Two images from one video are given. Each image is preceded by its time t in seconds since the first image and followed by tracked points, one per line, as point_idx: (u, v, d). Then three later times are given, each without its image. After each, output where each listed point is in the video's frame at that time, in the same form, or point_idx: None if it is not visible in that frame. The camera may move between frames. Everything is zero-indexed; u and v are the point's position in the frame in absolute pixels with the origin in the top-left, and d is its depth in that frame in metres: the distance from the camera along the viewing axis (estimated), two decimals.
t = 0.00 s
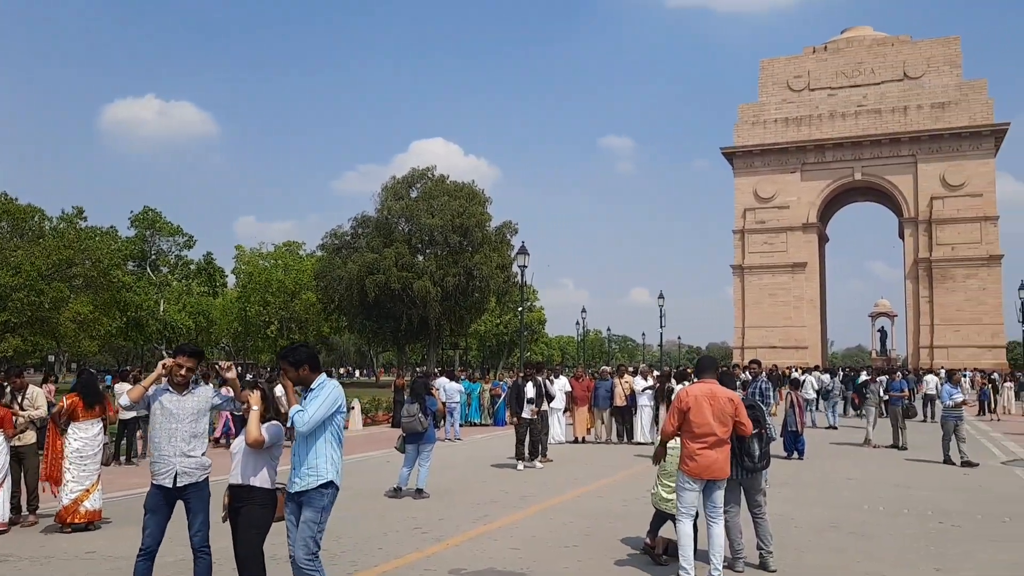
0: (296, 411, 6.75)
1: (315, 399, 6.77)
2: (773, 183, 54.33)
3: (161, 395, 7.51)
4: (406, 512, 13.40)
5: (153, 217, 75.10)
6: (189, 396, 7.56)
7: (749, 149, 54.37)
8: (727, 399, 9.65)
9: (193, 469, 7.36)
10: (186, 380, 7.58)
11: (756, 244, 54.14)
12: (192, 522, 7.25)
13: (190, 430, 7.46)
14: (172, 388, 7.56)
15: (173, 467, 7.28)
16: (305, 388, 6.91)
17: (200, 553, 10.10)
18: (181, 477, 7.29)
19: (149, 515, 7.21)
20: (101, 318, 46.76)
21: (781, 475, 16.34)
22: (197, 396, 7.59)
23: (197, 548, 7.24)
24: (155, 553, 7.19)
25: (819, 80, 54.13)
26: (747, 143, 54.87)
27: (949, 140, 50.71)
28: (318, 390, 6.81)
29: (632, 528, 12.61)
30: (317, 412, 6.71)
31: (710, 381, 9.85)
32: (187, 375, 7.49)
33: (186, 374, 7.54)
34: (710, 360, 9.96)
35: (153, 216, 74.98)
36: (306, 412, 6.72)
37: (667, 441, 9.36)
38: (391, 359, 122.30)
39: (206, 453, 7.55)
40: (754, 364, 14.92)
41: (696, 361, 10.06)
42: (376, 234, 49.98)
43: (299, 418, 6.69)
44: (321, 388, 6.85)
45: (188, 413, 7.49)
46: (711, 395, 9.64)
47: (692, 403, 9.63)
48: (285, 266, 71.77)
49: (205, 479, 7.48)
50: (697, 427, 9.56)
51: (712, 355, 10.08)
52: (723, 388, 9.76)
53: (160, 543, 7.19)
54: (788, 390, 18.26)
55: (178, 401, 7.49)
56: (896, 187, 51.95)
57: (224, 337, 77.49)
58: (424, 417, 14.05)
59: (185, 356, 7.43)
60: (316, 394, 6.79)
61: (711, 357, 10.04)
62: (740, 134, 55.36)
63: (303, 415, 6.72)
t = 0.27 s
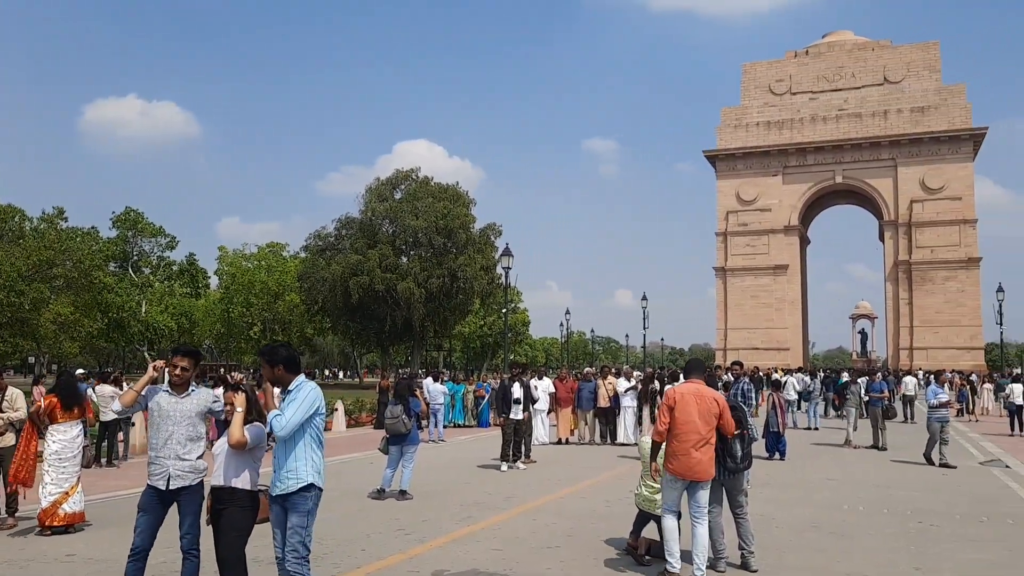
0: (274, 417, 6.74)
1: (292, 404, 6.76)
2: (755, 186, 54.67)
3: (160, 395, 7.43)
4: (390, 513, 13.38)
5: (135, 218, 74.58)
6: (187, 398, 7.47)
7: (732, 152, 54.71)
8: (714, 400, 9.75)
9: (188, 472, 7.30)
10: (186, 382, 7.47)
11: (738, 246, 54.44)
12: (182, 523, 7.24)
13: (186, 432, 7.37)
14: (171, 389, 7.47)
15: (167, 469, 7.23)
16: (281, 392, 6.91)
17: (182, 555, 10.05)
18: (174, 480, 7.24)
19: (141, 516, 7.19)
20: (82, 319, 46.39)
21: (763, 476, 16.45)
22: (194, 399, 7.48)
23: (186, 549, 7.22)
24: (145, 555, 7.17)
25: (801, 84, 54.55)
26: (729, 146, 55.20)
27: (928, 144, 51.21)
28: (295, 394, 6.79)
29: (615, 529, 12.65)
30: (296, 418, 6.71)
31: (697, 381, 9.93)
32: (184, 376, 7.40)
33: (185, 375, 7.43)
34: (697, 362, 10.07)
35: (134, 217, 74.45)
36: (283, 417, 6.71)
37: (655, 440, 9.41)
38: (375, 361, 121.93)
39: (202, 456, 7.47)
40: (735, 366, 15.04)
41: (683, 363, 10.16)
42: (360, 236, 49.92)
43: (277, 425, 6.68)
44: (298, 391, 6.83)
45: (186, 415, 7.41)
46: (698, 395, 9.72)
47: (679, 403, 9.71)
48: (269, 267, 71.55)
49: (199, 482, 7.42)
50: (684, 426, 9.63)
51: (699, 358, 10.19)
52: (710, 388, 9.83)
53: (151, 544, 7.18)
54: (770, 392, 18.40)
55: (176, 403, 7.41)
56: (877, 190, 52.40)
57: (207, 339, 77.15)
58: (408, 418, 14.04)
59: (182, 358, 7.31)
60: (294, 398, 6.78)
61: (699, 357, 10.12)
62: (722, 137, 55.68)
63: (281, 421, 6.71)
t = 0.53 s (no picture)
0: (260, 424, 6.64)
1: (277, 410, 6.67)
2: (739, 188, 54.87)
3: (145, 397, 7.35)
4: (372, 515, 13.30)
5: (115, 217, 73.90)
6: (174, 400, 7.39)
7: (715, 154, 54.89)
8: (694, 400, 9.79)
9: (172, 476, 7.20)
10: (173, 384, 7.41)
11: (722, 248, 54.61)
12: (164, 525, 7.16)
13: (171, 436, 7.28)
14: (157, 391, 7.40)
15: (151, 472, 7.13)
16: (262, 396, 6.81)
17: (161, 558, 9.94)
18: (157, 483, 7.14)
19: (123, 517, 7.09)
20: (61, 320, 45.85)
21: (745, 477, 16.47)
22: (181, 401, 7.40)
23: (167, 552, 7.13)
24: (127, 558, 7.07)
25: (784, 86, 54.80)
26: (713, 148, 55.37)
27: (910, 147, 51.57)
28: (281, 400, 6.71)
29: (599, 531, 12.64)
30: (283, 426, 6.63)
31: (676, 382, 9.98)
32: (171, 379, 7.32)
33: (172, 377, 7.35)
34: (675, 364, 10.14)
35: (114, 217, 73.78)
36: (270, 424, 6.62)
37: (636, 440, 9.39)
38: (358, 362, 121.68)
39: (188, 460, 7.37)
40: (718, 368, 15.06)
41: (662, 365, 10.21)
42: (343, 236, 49.72)
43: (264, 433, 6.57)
44: (281, 396, 6.76)
45: (171, 418, 7.32)
46: (678, 395, 9.77)
47: (659, 404, 9.75)
48: (250, 267, 71.21)
49: (184, 486, 7.31)
50: (665, 427, 9.64)
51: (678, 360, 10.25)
52: (690, 390, 9.89)
53: (133, 547, 7.08)
54: (752, 393, 18.44)
55: (162, 405, 7.34)
56: (859, 192, 52.72)
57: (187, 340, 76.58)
58: (390, 420, 13.95)
59: (168, 360, 7.23)
60: (279, 404, 6.70)
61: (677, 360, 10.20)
62: (706, 139, 55.85)
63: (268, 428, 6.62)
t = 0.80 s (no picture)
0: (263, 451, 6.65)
1: (270, 417, 6.74)
2: (723, 190, 55.11)
3: (123, 402, 7.30)
4: (355, 517, 13.29)
5: (96, 218, 73.32)
6: (152, 403, 7.35)
7: (699, 155, 55.10)
8: (666, 398, 10.11)
9: (152, 479, 7.16)
10: (152, 387, 7.36)
11: (706, 249, 54.82)
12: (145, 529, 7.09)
13: (150, 439, 7.22)
14: (135, 394, 7.35)
15: (132, 476, 7.09)
16: (247, 403, 6.80)
17: (142, 560, 9.89)
18: (138, 487, 7.10)
19: (104, 521, 7.05)
20: (41, 321, 45.43)
21: (728, 478, 16.54)
22: (159, 404, 7.36)
23: (149, 555, 7.06)
24: (109, 561, 7.05)
25: (768, 89, 55.10)
26: (697, 149, 55.59)
27: (892, 149, 51.97)
28: (274, 409, 6.79)
29: (583, 532, 12.66)
30: (283, 433, 6.74)
31: (649, 383, 10.29)
32: (149, 383, 7.28)
33: (151, 380, 7.31)
34: (647, 364, 10.46)
35: (96, 217, 73.20)
36: (269, 432, 6.70)
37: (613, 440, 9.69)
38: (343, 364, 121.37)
39: (167, 462, 7.32)
40: (702, 368, 15.14)
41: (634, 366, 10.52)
42: (326, 237, 49.58)
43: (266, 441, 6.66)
44: (270, 403, 6.82)
45: (150, 421, 7.27)
46: (650, 395, 10.09)
47: (633, 406, 10.04)
48: (233, 268, 70.96)
49: (164, 489, 7.26)
50: (641, 427, 9.96)
51: (650, 360, 10.57)
52: (662, 389, 10.21)
53: (115, 550, 7.06)
54: (735, 394, 18.53)
55: (140, 409, 7.29)
56: (842, 194, 53.06)
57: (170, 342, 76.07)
58: (374, 421, 13.93)
59: (147, 362, 7.19)
60: (274, 411, 6.78)
61: (649, 361, 10.49)
62: (690, 140, 56.07)
63: (268, 436, 6.70)
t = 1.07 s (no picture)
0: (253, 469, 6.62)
1: (253, 420, 6.75)
2: (707, 192, 55.38)
3: (96, 404, 7.26)
4: (340, 518, 13.27)
5: (79, 218, 72.78)
6: (125, 405, 7.32)
7: (684, 157, 55.36)
8: (639, 396, 10.42)
9: (128, 481, 7.12)
10: (125, 389, 7.33)
11: (691, 251, 55.06)
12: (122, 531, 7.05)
13: (124, 442, 7.20)
14: (107, 396, 7.30)
15: (107, 478, 7.05)
16: (230, 403, 6.81)
17: (127, 562, 9.85)
18: (114, 489, 7.05)
19: (80, 524, 6.99)
20: (24, 322, 45.05)
21: (712, 478, 16.62)
22: (133, 406, 7.34)
23: (128, 557, 7.03)
24: (88, 564, 7.01)
25: (752, 91, 55.42)
26: (682, 151, 55.84)
27: (875, 152, 52.39)
28: (258, 411, 6.79)
29: (569, 532, 12.70)
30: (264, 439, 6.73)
31: (622, 382, 10.58)
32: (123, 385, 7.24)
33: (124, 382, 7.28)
34: (621, 364, 10.74)
35: (79, 218, 72.67)
36: (251, 437, 6.70)
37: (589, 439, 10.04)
38: (328, 364, 120.98)
39: (143, 464, 7.29)
40: (687, 369, 15.23)
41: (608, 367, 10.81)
42: (312, 238, 49.47)
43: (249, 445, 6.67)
44: (254, 406, 6.80)
45: (124, 422, 7.26)
46: (622, 394, 10.41)
47: (606, 406, 10.41)
48: (218, 269, 70.78)
49: (141, 490, 7.22)
50: (614, 425, 10.30)
51: (623, 360, 10.85)
52: (635, 388, 10.52)
53: (93, 554, 7.00)
54: (720, 395, 18.61)
55: (113, 411, 7.26)
56: (825, 197, 53.43)
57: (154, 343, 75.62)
58: (359, 423, 13.90)
59: (120, 363, 7.17)
60: (257, 414, 6.78)
61: (623, 361, 10.81)
62: (676, 142, 56.31)
63: (251, 441, 6.71)
